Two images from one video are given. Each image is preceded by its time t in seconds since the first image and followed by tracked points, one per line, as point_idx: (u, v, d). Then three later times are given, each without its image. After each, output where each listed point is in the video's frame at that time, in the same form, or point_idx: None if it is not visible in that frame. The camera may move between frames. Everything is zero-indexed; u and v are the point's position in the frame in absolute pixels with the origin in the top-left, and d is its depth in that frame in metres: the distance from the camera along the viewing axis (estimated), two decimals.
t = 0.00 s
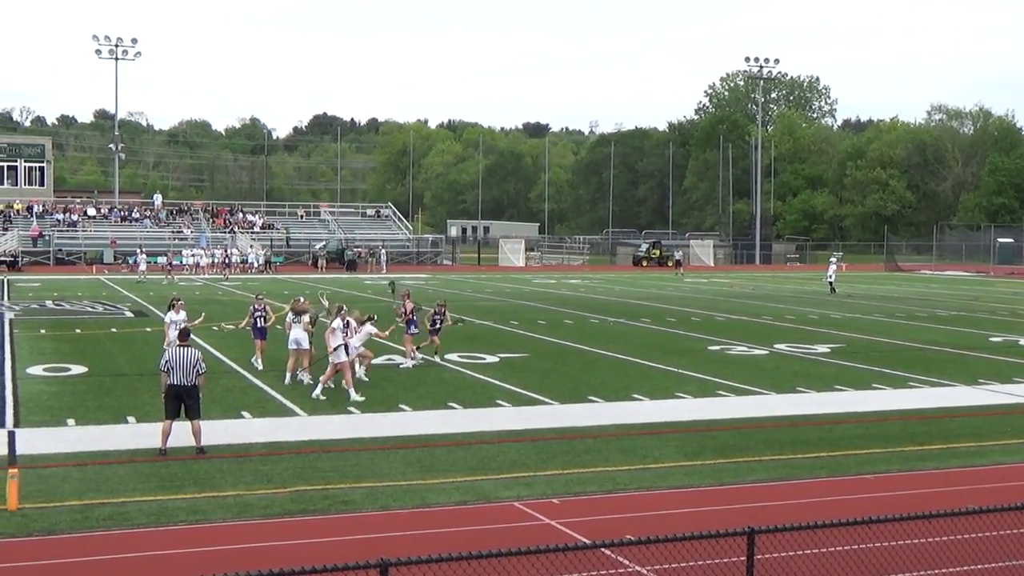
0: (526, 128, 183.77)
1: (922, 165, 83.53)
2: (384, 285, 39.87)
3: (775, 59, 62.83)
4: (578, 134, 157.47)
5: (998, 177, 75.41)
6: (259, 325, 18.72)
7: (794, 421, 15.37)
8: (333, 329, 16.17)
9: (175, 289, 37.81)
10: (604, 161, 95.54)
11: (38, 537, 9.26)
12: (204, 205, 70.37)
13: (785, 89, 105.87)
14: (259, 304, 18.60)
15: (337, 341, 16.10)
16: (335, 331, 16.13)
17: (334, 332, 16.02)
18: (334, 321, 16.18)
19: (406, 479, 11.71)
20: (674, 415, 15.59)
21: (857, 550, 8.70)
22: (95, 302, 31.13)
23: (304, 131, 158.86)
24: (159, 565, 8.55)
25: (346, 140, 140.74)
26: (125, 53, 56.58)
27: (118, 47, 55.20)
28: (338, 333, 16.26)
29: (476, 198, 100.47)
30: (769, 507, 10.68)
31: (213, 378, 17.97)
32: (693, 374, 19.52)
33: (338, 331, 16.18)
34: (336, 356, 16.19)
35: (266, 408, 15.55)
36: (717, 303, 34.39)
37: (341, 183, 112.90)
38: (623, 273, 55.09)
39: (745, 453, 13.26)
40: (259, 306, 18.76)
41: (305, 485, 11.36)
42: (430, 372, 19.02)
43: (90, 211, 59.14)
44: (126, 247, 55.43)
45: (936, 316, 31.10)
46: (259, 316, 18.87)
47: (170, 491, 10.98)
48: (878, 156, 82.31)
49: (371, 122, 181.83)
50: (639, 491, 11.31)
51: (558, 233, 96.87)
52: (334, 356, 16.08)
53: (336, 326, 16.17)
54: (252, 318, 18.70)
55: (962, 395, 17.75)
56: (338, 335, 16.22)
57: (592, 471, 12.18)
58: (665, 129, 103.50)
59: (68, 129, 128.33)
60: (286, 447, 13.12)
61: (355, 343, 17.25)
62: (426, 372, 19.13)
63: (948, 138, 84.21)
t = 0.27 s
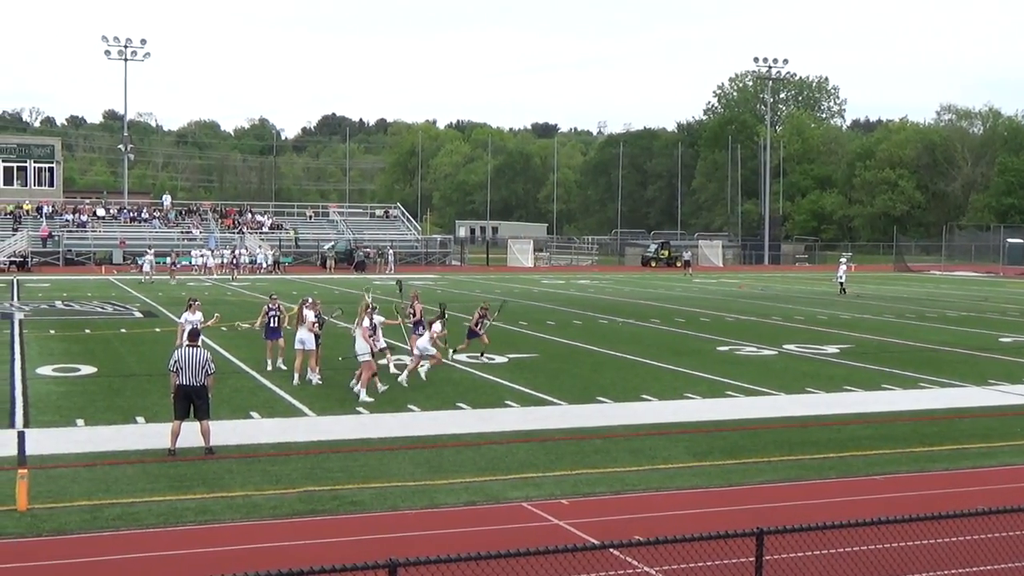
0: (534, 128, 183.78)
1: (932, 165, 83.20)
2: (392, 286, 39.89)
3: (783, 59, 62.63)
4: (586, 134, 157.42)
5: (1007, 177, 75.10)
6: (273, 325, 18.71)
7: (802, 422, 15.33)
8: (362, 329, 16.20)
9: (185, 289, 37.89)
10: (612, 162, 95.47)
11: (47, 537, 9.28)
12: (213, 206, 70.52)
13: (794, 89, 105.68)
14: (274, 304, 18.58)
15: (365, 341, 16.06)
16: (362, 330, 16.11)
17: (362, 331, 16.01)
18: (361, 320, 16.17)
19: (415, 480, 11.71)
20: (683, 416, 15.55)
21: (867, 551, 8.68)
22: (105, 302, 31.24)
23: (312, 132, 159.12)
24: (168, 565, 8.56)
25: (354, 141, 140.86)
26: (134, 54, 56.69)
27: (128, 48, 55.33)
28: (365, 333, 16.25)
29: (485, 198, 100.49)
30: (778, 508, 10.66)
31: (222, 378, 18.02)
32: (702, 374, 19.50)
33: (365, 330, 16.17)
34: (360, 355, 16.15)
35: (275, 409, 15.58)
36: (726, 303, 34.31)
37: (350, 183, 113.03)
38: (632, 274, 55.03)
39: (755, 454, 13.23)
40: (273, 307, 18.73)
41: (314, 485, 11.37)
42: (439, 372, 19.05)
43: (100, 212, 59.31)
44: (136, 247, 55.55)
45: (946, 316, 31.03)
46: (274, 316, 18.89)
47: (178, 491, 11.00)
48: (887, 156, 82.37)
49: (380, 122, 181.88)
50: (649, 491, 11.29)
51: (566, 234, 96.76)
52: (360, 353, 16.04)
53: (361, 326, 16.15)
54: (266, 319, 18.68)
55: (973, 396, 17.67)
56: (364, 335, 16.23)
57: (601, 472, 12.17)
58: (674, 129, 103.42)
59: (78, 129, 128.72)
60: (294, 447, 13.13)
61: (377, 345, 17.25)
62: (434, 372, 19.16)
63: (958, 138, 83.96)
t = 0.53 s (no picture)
0: (540, 129, 183.72)
1: (938, 166, 83.00)
2: (398, 287, 39.91)
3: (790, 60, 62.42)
4: (592, 134, 157.34)
5: (1013, 177, 74.90)
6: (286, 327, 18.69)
7: (808, 422, 15.32)
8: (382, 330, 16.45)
9: (192, 290, 37.95)
10: (618, 162, 95.41)
11: (54, 537, 9.32)
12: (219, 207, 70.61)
13: (800, 90, 105.54)
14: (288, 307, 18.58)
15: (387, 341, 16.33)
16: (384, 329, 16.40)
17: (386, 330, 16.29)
18: (384, 320, 16.42)
19: (420, 480, 11.72)
20: (689, 417, 15.54)
21: (872, 553, 8.66)
22: (112, 303, 31.28)
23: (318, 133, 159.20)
24: (174, 565, 8.58)
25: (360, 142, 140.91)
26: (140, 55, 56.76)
27: (134, 49, 55.41)
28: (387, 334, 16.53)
29: (490, 199, 100.46)
30: (784, 509, 10.65)
31: (227, 378, 18.07)
32: (707, 375, 19.50)
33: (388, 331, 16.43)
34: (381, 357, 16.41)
35: (281, 409, 15.62)
36: (732, 304, 34.27)
37: (355, 184, 113.06)
38: (637, 274, 54.98)
39: (760, 455, 13.21)
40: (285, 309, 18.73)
41: (319, 485, 11.38)
42: (444, 372, 19.12)
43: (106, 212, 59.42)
44: (142, 248, 55.64)
45: (952, 317, 30.94)
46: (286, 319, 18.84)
47: (184, 491, 11.02)
48: (893, 157, 82.45)
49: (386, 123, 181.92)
50: (654, 492, 11.29)
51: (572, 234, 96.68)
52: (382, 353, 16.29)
53: (383, 327, 16.42)
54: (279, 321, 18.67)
55: (979, 397, 17.62)
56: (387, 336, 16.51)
57: (607, 472, 12.16)
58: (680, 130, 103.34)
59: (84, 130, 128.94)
60: (301, 447, 13.15)
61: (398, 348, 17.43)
62: (439, 372, 19.21)
63: (965, 139, 83.75)
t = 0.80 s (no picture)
0: (543, 130, 183.73)
1: (941, 166, 82.91)
2: (401, 287, 39.96)
3: (793, 61, 62.30)
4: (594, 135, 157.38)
5: (1016, 178, 74.81)
6: (296, 328, 18.57)
7: (811, 423, 15.30)
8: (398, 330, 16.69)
9: (196, 291, 37.98)
10: (621, 163, 95.42)
11: (58, 538, 9.32)
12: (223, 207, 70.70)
13: (803, 90, 105.50)
14: (296, 306, 18.51)
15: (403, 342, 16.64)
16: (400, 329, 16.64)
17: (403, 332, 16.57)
18: (399, 321, 16.62)
19: (423, 481, 11.72)
20: (692, 417, 15.53)
21: (875, 553, 8.65)
22: (117, 304, 31.33)
23: (322, 134, 159.37)
24: (177, 565, 8.58)
25: (363, 142, 141.08)
26: (143, 56, 56.84)
27: (137, 50, 55.49)
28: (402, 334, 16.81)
29: (493, 200, 100.52)
30: (786, 509, 10.64)
31: (230, 378, 18.11)
32: (711, 375, 19.50)
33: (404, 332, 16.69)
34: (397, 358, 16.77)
35: (284, 409, 15.65)
36: (735, 304, 34.26)
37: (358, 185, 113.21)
38: (640, 274, 54.97)
39: (764, 455, 13.20)
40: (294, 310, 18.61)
41: (322, 486, 11.39)
42: (447, 372, 19.17)
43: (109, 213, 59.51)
44: (146, 248, 55.72)
45: (956, 318, 30.86)
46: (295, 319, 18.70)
47: (188, 492, 11.02)
48: (896, 157, 82.40)
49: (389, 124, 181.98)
50: (657, 492, 11.28)
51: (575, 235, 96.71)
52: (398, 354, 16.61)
53: (399, 328, 16.63)
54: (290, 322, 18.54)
55: (983, 397, 17.58)
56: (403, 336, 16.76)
57: (610, 473, 12.16)
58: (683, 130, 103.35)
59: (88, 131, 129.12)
60: (304, 447, 13.16)
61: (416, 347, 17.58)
62: (442, 371, 19.26)
63: (968, 139, 83.70)
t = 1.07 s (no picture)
0: (543, 131, 183.66)
1: (942, 167, 82.91)
2: (401, 287, 39.95)
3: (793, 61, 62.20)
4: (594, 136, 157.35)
5: (1017, 179, 74.79)
6: (298, 329, 18.54)
7: (812, 424, 15.27)
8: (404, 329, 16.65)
9: (195, 290, 37.98)
10: (621, 163, 95.39)
11: (58, 537, 9.32)
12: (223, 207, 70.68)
13: (804, 91, 105.51)
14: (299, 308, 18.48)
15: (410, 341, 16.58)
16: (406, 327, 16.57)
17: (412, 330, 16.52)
18: (406, 320, 16.56)
19: (423, 480, 11.72)
20: (693, 418, 15.54)
21: (876, 555, 8.65)
22: (116, 303, 31.28)
23: (322, 135, 159.47)
24: (178, 565, 8.58)
25: (363, 142, 141.13)
26: (144, 56, 56.80)
27: (138, 50, 55.46)
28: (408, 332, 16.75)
29: (493, 200, 100.54)
30: (787, 509, 10.65)
31: (230, 377, 18.08)
32: (711, 375, 19.50)
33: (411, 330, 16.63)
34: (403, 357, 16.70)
35: (284, 409, 15.63)
36: (735, 305, 34.25)
37: (359, 185, 113.25)
38: (640, 275, 54.97)
39: (764, 456, 13.21)
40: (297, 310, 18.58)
41: (322, 485, 11.39)
42: (447, 372, 19.21)
43: (110, 213, 59.49)
44: (146, 248, 55.72)
45: (957, 319, 30.82)
46: (298, 320, 18.65)
47: (188, 491, 11.03)
48: (897, 158, 82.42)
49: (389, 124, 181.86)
50: (657, 493, 11.28)
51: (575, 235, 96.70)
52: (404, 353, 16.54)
53: (408, 327, 16.55)
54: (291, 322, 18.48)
55: (982, 399, 17.60)
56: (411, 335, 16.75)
57: (611, 473, 12.16)
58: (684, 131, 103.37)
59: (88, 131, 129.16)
60: (304, 447, 13.15)
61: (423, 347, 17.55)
62: (444, 371, 19.30)
63: (968, 141, 83.71)
